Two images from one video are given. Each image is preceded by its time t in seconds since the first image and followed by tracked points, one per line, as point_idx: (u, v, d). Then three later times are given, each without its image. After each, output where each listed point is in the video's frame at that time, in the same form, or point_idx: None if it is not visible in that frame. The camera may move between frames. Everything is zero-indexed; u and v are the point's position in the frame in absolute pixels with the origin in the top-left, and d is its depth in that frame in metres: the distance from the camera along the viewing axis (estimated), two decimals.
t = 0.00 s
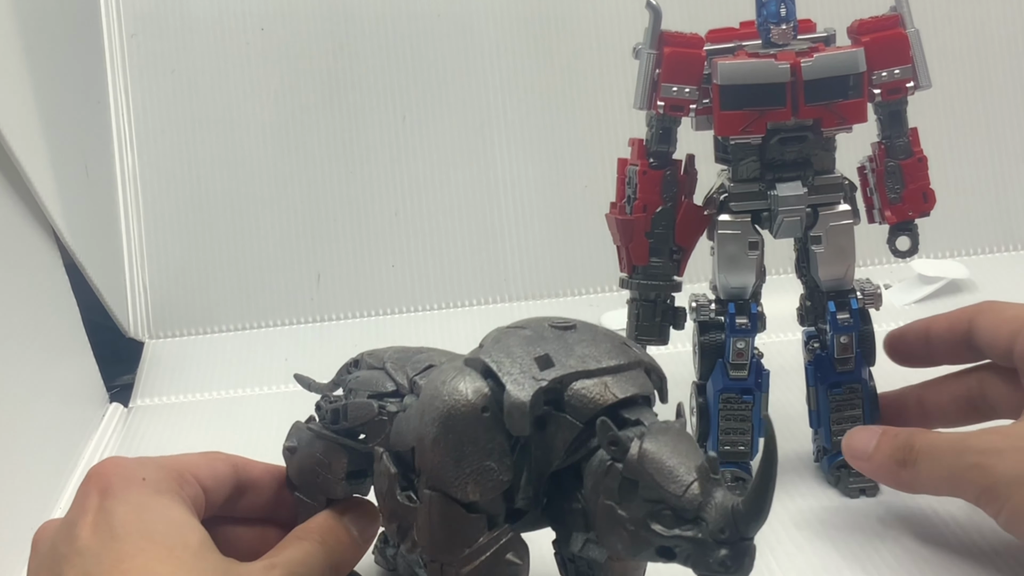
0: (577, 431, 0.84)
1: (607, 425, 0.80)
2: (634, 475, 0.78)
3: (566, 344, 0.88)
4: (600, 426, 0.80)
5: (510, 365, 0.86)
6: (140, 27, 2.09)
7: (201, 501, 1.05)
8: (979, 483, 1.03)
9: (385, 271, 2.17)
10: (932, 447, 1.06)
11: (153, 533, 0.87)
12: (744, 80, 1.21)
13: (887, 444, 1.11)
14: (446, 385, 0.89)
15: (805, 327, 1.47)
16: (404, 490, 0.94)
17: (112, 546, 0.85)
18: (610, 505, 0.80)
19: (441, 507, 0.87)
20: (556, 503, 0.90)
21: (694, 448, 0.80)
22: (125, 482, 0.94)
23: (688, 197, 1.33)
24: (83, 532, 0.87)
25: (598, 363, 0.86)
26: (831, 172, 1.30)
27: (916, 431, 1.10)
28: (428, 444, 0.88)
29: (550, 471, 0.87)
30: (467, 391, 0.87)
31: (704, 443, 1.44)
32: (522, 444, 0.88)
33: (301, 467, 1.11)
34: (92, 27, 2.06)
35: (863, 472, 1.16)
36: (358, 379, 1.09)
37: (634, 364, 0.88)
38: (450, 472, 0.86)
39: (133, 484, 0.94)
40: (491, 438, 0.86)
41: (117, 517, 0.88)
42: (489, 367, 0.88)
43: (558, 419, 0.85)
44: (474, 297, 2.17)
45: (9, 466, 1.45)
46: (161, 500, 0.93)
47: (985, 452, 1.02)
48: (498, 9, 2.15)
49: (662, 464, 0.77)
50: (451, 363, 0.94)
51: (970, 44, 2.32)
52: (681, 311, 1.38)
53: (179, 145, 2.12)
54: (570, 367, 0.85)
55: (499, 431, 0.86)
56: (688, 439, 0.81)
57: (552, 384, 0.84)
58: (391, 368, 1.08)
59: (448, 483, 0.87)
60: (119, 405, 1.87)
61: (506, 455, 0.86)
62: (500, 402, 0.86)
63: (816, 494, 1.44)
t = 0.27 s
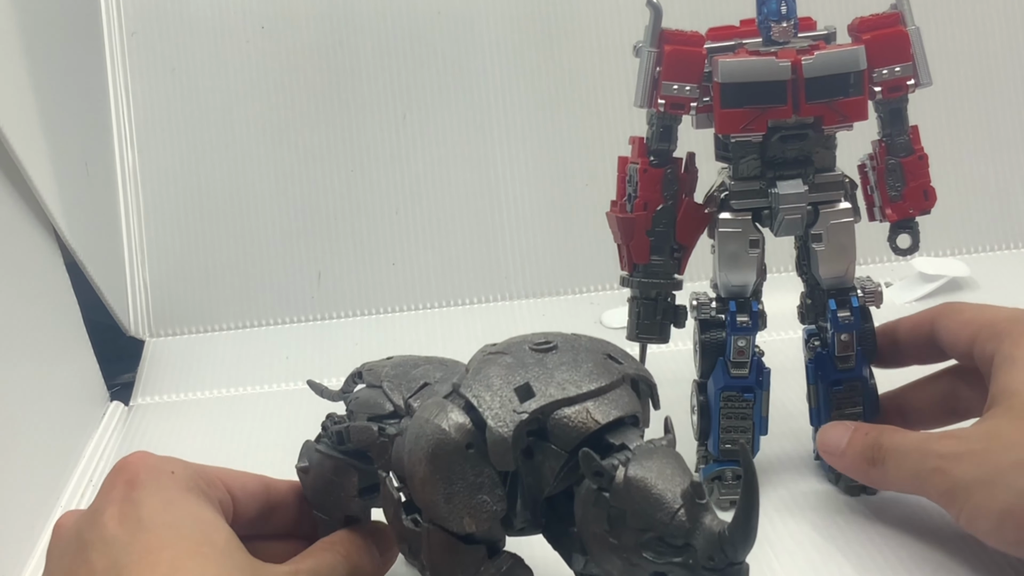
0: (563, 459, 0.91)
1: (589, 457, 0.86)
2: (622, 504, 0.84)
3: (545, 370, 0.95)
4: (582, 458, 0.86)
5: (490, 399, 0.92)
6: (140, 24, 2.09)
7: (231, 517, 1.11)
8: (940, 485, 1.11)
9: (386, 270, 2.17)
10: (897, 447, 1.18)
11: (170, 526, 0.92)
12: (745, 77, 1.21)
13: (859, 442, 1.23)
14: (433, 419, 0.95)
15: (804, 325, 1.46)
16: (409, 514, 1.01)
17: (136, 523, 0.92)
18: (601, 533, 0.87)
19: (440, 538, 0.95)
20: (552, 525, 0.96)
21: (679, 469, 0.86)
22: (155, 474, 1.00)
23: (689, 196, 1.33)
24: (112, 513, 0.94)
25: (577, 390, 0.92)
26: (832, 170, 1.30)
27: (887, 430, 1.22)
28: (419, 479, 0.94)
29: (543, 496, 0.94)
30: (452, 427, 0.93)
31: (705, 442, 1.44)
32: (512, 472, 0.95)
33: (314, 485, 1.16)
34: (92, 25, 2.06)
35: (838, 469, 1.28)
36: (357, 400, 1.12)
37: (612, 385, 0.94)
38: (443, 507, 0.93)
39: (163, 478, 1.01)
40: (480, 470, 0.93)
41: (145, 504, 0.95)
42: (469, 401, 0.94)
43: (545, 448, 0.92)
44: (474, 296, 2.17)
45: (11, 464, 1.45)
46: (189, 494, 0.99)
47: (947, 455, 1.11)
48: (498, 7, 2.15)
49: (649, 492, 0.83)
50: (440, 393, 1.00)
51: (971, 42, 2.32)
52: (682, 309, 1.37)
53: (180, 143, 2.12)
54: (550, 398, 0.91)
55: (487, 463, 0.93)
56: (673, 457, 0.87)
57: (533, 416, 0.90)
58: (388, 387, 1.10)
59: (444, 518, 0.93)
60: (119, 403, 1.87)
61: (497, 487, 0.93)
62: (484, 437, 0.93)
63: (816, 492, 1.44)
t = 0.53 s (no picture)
0: (562, 459, 0.91)
1: (588, 456, 0.85)
2: (620, 506, 0.84)
3: (543, 369, 0.94)
4: (581, 458, 0.86)
5: (488, 399, 0.92)
6: (140, 23, 2.09)
7: None
8: (929, 513, 1.14)
9: (385, 269, 2.17)
10: (887, 480, 1.23)
11: None
12: (747, 75, 1.21)
13: (856, 475, 1.29)
14: (430, 419, 0.94)
15: (801, 325, 1.45)
16: (408, 515, 1.00)
17: None
18: (600, 533, 0.86)
19: (439, 539, 0.94)
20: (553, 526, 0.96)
21: (679, 469, 0.85)
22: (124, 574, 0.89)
23: (690, 195, 1.33)
24: None
25: (575, 389, 0.92)
26: (831, 168, 1.30)
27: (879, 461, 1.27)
28: (416, 479, 0.94)
29: (543, 497, 0.94)
30: (450, 427, 0.93)
31: (704, 442, 1.43)
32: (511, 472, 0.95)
33: (313, 482, 1.17)
34: (91, 24, 2.05)
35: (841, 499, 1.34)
36: (357, 400, 1.12)
37: (611, 384, 0.94)
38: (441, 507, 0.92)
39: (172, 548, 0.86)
40: (478, 471, 0.92)
41: None
42: (469, 401, 0.94)
43: (544, 447, 0.92)
44: (474, 295, 2.17)
45: (10, 462, 1.45)
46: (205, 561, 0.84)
47: (934, 487, 1.13)
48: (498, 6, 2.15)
49: (648, 492, 0.83)
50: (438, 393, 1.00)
51: (971, 41, 2.32)
52: (682, 309, 1.37)
53: (179, 142, 2.11)
54: (548, 398, 0.91)
55: (486, 464, 0.93)
56: (672, 456, 0.87)
57: (532, 416, 0.90)
58: (388, 386, 1.10)
59: (442, 519, 0.93)
60: (118, 402, 1.87)
61: (496, 487, 0.92)
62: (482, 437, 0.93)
63: (816, 492, 1.44)
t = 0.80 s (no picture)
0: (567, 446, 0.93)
1: (592, 445, 0.88)
2: (621, 491, 0.87)
3: (551, 359, 0.97)
4: (585, 446, 0.88)
5: (497, 387, 0.94)
6: (143, 21, 2.10)
7: None
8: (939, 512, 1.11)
9: (388, 267, 2.18)
10: (895, 472, 1.19)
11: None
12: (746, 75, 1.21)
13: (865, 467, 1.25)
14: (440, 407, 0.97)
15: (801, 323, 1.46)
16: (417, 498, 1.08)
17: None
18: (604, 519, 0.89)
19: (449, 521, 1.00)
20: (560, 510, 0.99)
21: (681, 458, 0.87)
22: (264, 560, 0.81)
23: (689, 194, 1.33)
24: None
25: (581, 378, 0.94)
26: (830, 167, 1.30)
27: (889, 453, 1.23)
28: (429, 463, 0.97)
29: (549, 483, 0.97)
30: (460, 413, 0.95)
31: (704, 441, 1.44)
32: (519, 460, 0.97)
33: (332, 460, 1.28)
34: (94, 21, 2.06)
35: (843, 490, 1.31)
36: (370, 387, 1.19)
37: (617, 373, 0.96)
38: (450, 490, 0.96)
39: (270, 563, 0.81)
40: (486, 457, 0.95)
41: None
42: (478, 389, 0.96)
43: (550, 435, 0.94)
44: (476, 293, 2.18)
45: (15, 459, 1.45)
46: None
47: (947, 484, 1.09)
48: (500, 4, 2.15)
49: (651, 481, 0.85)
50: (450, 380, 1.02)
51: (973, 39, 2.32)
52: (682, 308, 1.37)
53: (182, 140, 2.12)
54: (554, 387, 0.93)
55: (493, 450, 0.95)
56: (674, 444, 0.89)
57: (539, 404, 0.93)
58: (397, 376, 1.17)
59: (452, 501, 0.97)
60: (122, 400, 1.88)
61: (503, 473, 0.95)
62: (489, 423, 0.95)
63: (816, 489, 1.44)
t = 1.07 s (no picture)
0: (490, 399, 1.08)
1: (497, 402, 1.02)
2: (516, 449, 0.99)
3: (491, 322, 1.13)
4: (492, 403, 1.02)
5: (439, 341, 1.12)
6: (142, 20, 2.09)
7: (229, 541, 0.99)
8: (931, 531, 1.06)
9: (387, 267, 2.18)
10: (884, 491, 1.15)
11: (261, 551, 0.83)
12: (744, 75, 1.21)
13: (852, 486, 1.23)
14: (397, 357, 1.15)
15: (799, 323, 1.45)
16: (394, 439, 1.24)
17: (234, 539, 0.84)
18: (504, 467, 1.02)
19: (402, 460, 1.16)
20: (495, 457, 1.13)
21: (571, 422, 0.97)
22: (268, 491, 0.91)
23: (687, 194, 1.33)
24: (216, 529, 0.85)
25: (509, 341, 1.09)
26: (829, 168, 1.30)
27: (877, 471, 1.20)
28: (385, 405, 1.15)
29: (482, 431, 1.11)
30: (409, 360, 1.12)
31: (702, 441, 1.44)
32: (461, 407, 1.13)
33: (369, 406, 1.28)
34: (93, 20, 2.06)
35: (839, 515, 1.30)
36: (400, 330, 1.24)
37: (544, 340, 1.09)
38: (400, 430, 1.13)
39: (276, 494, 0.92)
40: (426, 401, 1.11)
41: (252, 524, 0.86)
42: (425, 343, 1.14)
43: (477, 388, 1.09)
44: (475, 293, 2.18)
45: (13, 460, 1.45)
46: (301, 515, 0.90)
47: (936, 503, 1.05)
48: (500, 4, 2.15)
49: (536, 438, 0.96)
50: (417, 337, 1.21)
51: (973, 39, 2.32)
52: (680, 308, 1.37)
53: (181, 140, 2.12)
54: (482, 346, 1.09)
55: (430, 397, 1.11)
56: (574, 409, 1.00)
57: (467, 359, 1.09)
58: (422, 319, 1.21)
59: (401, 441, 1.14)
60: (120, 400, 1.88)
61: (442, 417, 1.11)
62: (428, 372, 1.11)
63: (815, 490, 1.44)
